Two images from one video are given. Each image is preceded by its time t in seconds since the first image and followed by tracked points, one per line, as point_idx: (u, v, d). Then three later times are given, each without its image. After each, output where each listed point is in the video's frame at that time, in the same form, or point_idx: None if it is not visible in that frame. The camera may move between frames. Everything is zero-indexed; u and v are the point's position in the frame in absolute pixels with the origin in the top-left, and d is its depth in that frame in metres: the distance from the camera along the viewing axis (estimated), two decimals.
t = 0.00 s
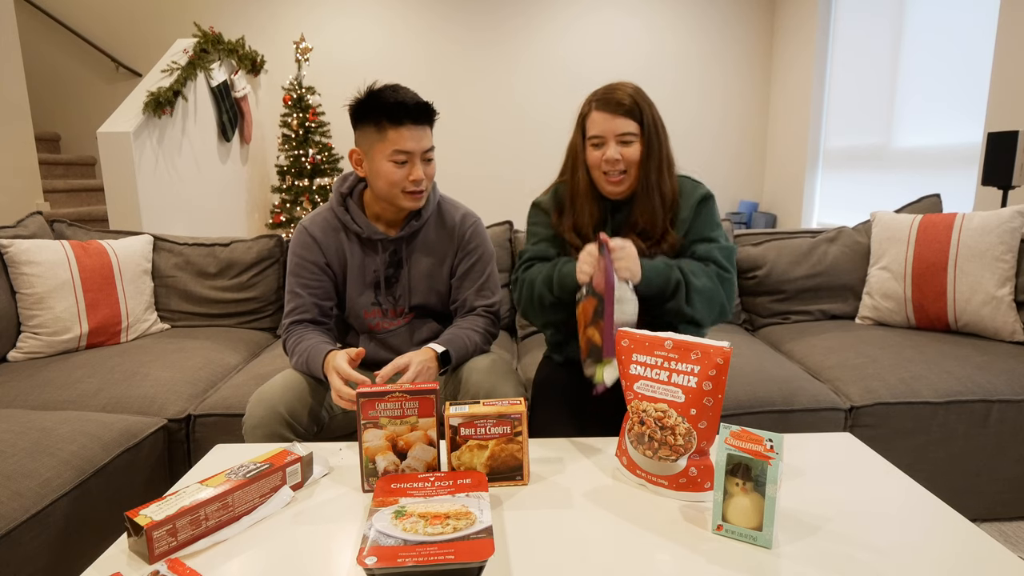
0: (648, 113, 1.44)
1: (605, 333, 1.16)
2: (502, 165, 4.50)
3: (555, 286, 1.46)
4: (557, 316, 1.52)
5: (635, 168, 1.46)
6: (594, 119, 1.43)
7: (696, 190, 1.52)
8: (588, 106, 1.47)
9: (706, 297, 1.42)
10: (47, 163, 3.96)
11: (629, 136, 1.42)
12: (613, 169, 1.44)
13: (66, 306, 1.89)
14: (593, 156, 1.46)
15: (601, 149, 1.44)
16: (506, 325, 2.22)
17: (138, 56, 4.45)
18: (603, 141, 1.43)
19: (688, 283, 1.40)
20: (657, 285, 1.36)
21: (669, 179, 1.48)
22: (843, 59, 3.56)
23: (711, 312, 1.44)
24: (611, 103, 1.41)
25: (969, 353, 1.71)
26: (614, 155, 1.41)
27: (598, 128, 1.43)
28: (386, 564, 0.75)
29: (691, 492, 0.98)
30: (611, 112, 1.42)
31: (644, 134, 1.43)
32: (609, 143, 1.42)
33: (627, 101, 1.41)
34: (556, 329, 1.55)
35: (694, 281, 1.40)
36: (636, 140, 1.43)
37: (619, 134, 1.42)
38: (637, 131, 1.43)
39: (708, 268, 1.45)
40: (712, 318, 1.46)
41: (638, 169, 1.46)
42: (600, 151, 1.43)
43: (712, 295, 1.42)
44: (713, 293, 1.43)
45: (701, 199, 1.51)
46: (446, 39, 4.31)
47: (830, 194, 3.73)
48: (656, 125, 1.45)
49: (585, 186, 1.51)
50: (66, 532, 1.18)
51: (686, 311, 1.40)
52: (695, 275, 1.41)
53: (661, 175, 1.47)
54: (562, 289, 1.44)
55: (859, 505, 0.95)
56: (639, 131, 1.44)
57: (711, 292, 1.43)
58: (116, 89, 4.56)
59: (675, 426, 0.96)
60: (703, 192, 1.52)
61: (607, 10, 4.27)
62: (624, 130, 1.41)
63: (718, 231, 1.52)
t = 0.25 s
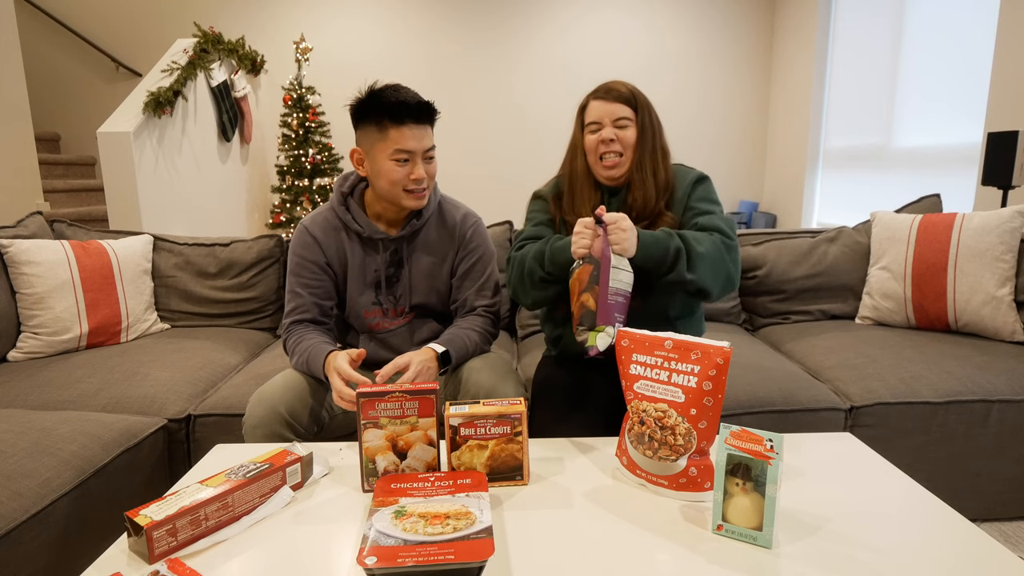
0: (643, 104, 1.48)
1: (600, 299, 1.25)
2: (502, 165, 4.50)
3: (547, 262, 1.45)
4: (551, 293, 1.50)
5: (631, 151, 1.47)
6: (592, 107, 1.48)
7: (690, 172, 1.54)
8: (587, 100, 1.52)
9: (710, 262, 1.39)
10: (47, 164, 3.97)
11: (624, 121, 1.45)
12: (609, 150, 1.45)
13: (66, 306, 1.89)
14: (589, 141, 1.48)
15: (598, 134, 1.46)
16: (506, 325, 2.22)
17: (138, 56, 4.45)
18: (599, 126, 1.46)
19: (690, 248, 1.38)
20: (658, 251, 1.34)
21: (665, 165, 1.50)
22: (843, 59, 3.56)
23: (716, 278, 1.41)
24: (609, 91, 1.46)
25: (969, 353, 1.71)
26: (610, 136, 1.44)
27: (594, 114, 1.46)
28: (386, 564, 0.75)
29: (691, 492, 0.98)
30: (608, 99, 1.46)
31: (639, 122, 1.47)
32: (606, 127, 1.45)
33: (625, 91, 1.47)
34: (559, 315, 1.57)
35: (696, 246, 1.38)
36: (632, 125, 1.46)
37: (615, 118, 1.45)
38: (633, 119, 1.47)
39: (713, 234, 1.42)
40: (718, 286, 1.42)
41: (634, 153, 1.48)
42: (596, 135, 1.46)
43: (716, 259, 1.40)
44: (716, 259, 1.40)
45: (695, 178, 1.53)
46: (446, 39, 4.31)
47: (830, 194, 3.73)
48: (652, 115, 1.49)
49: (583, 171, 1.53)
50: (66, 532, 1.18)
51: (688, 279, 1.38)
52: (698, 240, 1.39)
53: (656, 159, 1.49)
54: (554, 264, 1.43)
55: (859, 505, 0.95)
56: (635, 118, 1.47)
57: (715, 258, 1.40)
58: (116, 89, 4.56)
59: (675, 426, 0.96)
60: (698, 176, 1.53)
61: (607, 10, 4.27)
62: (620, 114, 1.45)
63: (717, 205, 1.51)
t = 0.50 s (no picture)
0: (639, 104, 1.50)
1: (608, 316, 1.24)
2: (502, 165, 4.50)
3: (549, 278, 1.47)
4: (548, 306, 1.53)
5: (627, 149, 1.49)
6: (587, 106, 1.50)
7: (695, 184, 1.53)
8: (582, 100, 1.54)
9: (702, 294, 1.42)
10: (47, 163, 3.97)
11: (619, 118, 1.47)
12: (603, 147, 1.47)
13: (66, 306, 1.88)
14: (584, 139, 1.50)
15: (592, 131, 1.49)
16: (506, 325, 2.22)
17: (138, 56, 4.45)
18: (594, 124, 1.48)
19: (687, 277, 1.40)
20: (655, 277, 1.37)
21: (661, 163, 1.51)
22: (843, 59, 3.56)
23: (706, 308, 1.45)
24: (603, 90, 1.49)
25: (969, 353, 1.71)
26: (604, 133, 1.46)
27: (589, 113, 1.49)
28: (386, 564, 0.75)
29: (691, 492, 0.98)
30: (603, 98, 1.48)
31: (634, 120, 1.49)
32: (600, 125, 1.47)
33: (619, 90, 1.49)
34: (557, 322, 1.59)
35: (693, 277, 1.40)
36: (626, 122, 1.48)
37: (609, 116, 1.47)
38: (628, 117, 1.48)
39: (710, 264, 1.44)
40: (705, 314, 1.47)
41: (629, 152, 1.50)
42: (591, 133, 1.48)
43: (710, 292, 1.43)
44: (710, 290, 1.43)
45: (699, 191, 1.52)
46: (446, 39, 4.31)
47: (830, 194, 3.73)
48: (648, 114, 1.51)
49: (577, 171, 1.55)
50: (66, 532, 1.18)
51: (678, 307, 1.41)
52: (696, 270, 1.41)
53: (652, 157, 1.50)
54: (557, 280, 1.45)
55: (859, 505, 0.95)
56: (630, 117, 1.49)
57: (709, 290, 1.42)
58: (116, 89, 4.55)
59: (675, 426, 0.96)
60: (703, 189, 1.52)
61: (607, 10, 4.27)
62: (614, 112, 1.46)
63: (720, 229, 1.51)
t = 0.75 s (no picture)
0: (632, 105, 1.48)
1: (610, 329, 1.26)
2: (502, 165, 4.50)
3: (548, 290, 1.47)
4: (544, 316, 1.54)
5: (620, 152, 1.48)
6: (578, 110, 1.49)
7: (693, 184, 1.52)
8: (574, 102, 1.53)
9: (701, 301, 1.42)
10: (47, 163, 3.96)
11: (611, 121, 1.46)
12: (597, 152, 1.46)
13: (66, 306, 1.88)
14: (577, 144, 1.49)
15: (585, 136, 1.48)
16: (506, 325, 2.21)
17: (138, 56, 4.45)
18: (586, 128, 1.48)
19: (685, 285, 1.40)
20: (651, 286, 1.38)
21: (656, 164, 1.50)
22: (843, 59, 3.56)
23: (706, 315, 1.45)
24: (595, 93, 1.48)
25: (969, 353, 1.71)
26: (597, 137, 1.45)
27: (581, 117, 1.48)
28: (386, 564, 0.75)
29: (691, 492, 0.98)
30: (594, 101, 1.47)
31: (627, 121, 1.47)
32: (593, 129, 1.47)
33: (611, 92, 1.47)
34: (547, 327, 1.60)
35: (691, 284, 1.40)
36: (619, 125, 1.47)
37: (602, 119, 1.46)
38: (620, 118, 1.47)
39: (708, 269, 1.44)
40: (706, 320, 1.47)
41: (623, 156, 1.49)
42: (583, 137, 1.47)
43: (709, 300, 1.43)
44: (710, 297, 1.43)
45: (697, 193, 1.51)
46: (446, 39, 4.31)
47: (830, 194, 3.73)
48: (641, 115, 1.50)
49: (570, 176, 1.55)
50: (66, 532, 1.18)
51: (678, 315, 1.42)
52: (694, 277, 1.41)
53: (646, 159, 1.49)
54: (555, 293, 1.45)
55: (859, 505, 0.95)
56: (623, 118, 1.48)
57: (709, 296, 1.43)
58: (116, 89, 4.55)
59: (675, 426, 0.96)
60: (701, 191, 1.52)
61: (607, 10, 4.27)
62: (606, 115, 1.46)
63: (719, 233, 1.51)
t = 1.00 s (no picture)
0: (624, 114, 1.44)
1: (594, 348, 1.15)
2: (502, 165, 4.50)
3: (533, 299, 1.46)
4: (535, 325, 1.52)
5: (614, 165, 1.45)
6: (569, 120, 1.44)
7: (688, 193, 1.52)
8: (563, 108, 1.47)
9: (702, 309, 1.41)
10: (47, 163, 3.97)
11: (605, 134, 1.42)
12: (591, 168, 1.44)
13: (66, 306, 1.88)
14: (570, 156, 1.46)
15: (578, 149, 1.44)
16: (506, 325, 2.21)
17: (138, 56, 4.45)
18: (579, 141, 1.43)
19: (687, 293, 1.38)
20: (654, 295, 1.35)
21: (650, 174, 1.48)
22: (843, 59, 3.56)
23: (705, 323, 1.44)
24: (587, 103, 1.42)
25: (969, 353, 1.71)
26: (591, 153, 1.41)
27: (573, 129, 1.43)
28: (386, 564, 0.75)
29: (691, 492, 0.98)
30: (585, 112, 1.42)
31: (620, 132, 1.43)
32: (586, 142, 1.43)
33: (603, 101, 1.42)
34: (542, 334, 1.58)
35: (693, 293, 1.39)
36: (613, 137, 1.43)
37: (595, 133, 1.42)
38: (613, 129, 1.43)
39: (706, 277, 1.44)
40: (705, 328, 1.47)
41: (616, 168, 1.46)
42: (577, 151, 1.44)
43: (709, 307, 1.43)
44: (708, 304, 1.43)
45: (692, 201, 1.52)
46: (446, 39, 4.31)
47: (830, 194, 3.73)
48: (634, 122, 1.45)
49: (560, 187, 1.53)
50: (66, 531, 1.18)
51: (681, 323, 1.40)
52: (695, 285, 1.40)
53: (640, 172, 1.47)
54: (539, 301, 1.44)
55: (859, 505, 0.95)
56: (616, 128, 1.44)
57: (708, 304, 1.42)
58: (116, 89, 4.56)
59: (675, 426, 0.96)
60: (696, 198, 1.52)
61: (607, 10, 4.27)
62: (599, 128, 1.41)
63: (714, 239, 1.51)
